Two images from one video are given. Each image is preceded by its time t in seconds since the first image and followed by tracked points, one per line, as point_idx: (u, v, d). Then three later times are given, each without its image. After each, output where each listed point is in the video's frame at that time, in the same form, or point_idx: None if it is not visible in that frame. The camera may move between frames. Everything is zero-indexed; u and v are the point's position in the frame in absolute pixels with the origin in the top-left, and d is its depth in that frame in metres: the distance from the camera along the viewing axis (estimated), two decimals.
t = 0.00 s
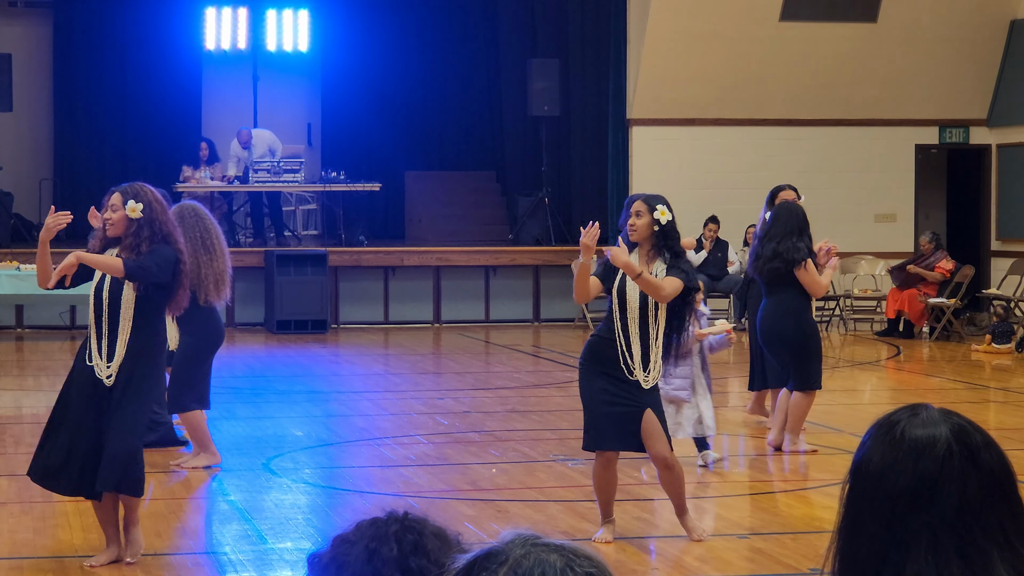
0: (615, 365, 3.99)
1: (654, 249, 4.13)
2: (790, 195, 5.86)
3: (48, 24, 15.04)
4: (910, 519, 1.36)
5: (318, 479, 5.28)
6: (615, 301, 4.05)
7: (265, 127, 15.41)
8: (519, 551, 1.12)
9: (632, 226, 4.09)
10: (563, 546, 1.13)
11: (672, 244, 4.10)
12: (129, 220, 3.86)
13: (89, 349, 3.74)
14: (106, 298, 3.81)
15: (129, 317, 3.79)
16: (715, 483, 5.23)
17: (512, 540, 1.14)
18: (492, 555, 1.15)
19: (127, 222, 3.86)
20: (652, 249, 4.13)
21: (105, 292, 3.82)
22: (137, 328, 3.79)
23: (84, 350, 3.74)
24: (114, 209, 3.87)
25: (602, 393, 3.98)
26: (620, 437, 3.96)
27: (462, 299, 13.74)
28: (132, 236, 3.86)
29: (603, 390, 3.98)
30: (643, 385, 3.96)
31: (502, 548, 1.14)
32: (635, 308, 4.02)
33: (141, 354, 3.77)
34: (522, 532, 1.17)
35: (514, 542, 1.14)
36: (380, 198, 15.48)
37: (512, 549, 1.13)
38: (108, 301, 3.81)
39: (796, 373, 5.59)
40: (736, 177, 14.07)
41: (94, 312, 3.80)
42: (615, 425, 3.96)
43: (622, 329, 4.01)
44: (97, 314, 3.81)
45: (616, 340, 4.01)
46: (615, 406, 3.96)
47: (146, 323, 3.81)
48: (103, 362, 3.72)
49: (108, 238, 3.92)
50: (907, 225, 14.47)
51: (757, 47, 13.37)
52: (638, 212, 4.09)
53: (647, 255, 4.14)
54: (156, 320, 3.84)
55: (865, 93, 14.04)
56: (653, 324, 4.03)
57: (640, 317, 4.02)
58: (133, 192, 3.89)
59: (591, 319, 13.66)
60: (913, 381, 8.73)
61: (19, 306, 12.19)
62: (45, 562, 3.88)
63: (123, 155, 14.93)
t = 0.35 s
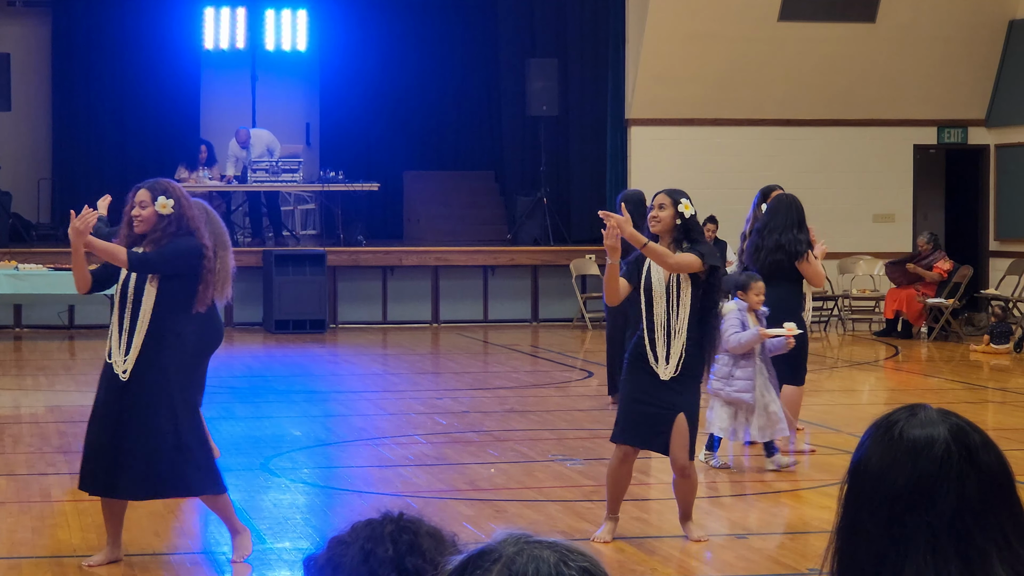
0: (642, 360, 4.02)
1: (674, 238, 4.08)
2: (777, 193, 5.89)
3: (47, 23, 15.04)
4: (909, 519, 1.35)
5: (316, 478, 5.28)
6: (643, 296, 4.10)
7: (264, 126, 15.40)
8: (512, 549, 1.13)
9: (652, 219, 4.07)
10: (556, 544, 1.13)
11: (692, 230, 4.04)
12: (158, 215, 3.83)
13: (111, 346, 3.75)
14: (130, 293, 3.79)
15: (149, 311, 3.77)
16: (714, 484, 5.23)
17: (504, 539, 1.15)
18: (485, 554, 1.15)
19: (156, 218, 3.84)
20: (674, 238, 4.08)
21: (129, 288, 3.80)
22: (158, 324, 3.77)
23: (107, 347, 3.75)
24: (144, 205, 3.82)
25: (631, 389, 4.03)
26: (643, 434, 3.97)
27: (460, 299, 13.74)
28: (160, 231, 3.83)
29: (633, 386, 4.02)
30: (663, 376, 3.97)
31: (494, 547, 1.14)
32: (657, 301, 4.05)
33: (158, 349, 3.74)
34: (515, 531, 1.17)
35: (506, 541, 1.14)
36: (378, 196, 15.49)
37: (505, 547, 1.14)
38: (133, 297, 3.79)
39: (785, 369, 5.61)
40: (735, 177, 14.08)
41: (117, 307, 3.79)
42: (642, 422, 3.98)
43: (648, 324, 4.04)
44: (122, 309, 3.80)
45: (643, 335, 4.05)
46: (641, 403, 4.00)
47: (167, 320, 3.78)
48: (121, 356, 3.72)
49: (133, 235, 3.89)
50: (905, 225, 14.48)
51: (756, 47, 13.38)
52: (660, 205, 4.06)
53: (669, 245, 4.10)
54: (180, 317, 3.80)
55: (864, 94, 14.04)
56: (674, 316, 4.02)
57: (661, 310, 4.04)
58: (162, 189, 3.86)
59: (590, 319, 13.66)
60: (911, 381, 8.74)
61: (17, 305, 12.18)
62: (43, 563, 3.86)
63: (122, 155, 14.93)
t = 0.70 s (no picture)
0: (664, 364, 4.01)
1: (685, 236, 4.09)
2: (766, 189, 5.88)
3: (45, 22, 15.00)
4: (905, 520, 1.35)
5: (313, 478, 5.27)
6: (653, 300, 4.09)
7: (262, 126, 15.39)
8: (504, 549, 1.12)
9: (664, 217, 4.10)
10: (548, 543, 1.13)
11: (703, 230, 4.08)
12: (205, 218, 3.81)
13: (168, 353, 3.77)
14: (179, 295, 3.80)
15: (198, 314, 3.77)
16: (711, 483, 5.23)
17: (495, 539, 1.14)
18: (476, 555, 1.14)
19: (204, 220, 3.81)
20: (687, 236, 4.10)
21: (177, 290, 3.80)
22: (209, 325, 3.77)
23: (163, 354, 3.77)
24: (190, 208, 3.80)
25: (657, 395, 4.01)
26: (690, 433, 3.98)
27: (457, 299, 13.72)
28: (208, 232, 3.81)
29: (659, 391, 4.01)
30: (692, 375, 3.95)
31: (487, 547, 1.14)
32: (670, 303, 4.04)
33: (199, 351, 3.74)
34: (506, 531, 1.16)
35: (497, 541, 1.14)
36: (376, 196, 15.49)
37: (496, 548, 1.13)
38: (181, 297, 3.80)
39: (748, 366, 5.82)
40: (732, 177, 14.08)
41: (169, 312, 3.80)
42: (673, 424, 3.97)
43: (663, 328, 4.03)
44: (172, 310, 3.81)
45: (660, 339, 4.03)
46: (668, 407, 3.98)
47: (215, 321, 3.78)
48: (173, 360, 3.74)
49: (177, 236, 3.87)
50: (902, 225, 14.48)
51: (754, 47, 13.38)
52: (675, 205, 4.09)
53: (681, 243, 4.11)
54: (231, 316, 3.80)
55: (861, 93, 14.04)
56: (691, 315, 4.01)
57: (675, 311, 4.02)
58: (208, 191, 3.85)
59: (587, 319, 13.66)
60: (908, 381, 8.74)
61: (13, 304, 12.15)
62: (39, 562, 3.85)
63: (119, 154, 14.91)
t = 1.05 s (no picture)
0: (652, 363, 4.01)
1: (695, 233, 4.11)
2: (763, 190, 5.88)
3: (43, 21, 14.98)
4: (904, 520, 1.34)
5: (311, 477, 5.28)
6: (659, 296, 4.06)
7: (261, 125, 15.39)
8: (501, 548, 1.12)
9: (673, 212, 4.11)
10: (546, 541, 1.13)
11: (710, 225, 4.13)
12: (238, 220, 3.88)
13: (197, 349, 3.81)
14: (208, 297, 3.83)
15: (231, 316, 3.83)
16: (709, 482, 5.23)
17: (492, 537, 1.14)
18: (473, 553, 1.14)
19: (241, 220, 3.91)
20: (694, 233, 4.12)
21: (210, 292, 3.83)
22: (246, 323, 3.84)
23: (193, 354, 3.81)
24: (229, 208, 3.88)
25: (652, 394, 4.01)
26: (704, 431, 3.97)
27: (455, 297, 13.73)
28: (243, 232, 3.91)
29: (654, 389, 4.00)
30: (674, 369, 3.96)
31: (484, 545, 1.14)
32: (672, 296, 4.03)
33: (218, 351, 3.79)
34: (503, 530, 1.16)
35: (494, 539, 1.13)
36: (375, 194, 15.49)
37: (493, 546, 1.13)
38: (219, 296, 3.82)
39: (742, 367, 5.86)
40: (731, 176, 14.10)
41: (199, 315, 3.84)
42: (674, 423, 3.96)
43: (655, 324, 4.02)
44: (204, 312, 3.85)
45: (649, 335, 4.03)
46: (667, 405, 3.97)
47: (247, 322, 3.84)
48: (207, 359, 3.78)
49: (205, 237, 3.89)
50: (900, 224, 14.49)
51: (753, 46, 13.38)
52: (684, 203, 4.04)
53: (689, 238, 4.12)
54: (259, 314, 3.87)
55: (860, 92, 14.04)
56: (687, 310, 4.01)
57: (677, 303, 4.01)
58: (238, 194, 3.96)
59: (586, 317, 13.66)
60: (905, 379, 8.75)
61: (11, 303, 12.14)
62: (38, 561, 3.85)
63: (117, 153, 14.90)
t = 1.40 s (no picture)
0: (669, 351, 3.98)
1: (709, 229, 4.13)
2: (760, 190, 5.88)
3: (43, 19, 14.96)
4: (902, 519, 1.34)
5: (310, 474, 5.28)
6: (677, 295, 4.03)
7: (260, 123, 15.39)
8: (499, 546, 1.11)
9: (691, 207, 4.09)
10: (544, 539, 1.12)
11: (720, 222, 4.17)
12: (264, 218, 3.89)
13: (212, 343, 3.78)
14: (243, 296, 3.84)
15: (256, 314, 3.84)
16: (708, 480, 5.23)
17: (490, 535, 1.13)
18: (472, 552, 1.14)
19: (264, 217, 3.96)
20: (707, 229, 4.14)
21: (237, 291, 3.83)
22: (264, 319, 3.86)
23: (207, 346, 3.78)
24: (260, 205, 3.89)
25: (661, 381, 3.98)
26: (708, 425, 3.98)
27: (455, 296, 13.73)
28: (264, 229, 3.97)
29: (662, 377, 3.98)
30: (694, 361, 3.95)
31: (482, 544, 1.13)
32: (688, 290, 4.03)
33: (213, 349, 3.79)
34: (500, 528, 1.16)
35: (492, 537, 1.13)
36: (374, 192, 15.48)
37: (492, 545, 1.13)
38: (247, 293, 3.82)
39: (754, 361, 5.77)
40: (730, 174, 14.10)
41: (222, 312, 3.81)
42: (679, 413, 3.97)
43: (672, 317, 3.99)
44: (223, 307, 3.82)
45: (665, 325, 4.00)
46: (676, 395, 3.97)
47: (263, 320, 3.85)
48: (222, 355, 3.77)
49: (230, 232, 3.85)
50: (900, 222, 14.49)
51: (752, 45, 13.37)
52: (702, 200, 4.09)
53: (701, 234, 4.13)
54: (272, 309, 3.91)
55: (860, 91, 14.04)
56: (704, 305, 4.02)
57: (696, 300, 4.01)
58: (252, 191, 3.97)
59: (586, 316, 13.66)
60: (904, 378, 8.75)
61: (11, 301, 12.14)
62: (37, 559, 3.85)
63: (116, 151, 14.91)
